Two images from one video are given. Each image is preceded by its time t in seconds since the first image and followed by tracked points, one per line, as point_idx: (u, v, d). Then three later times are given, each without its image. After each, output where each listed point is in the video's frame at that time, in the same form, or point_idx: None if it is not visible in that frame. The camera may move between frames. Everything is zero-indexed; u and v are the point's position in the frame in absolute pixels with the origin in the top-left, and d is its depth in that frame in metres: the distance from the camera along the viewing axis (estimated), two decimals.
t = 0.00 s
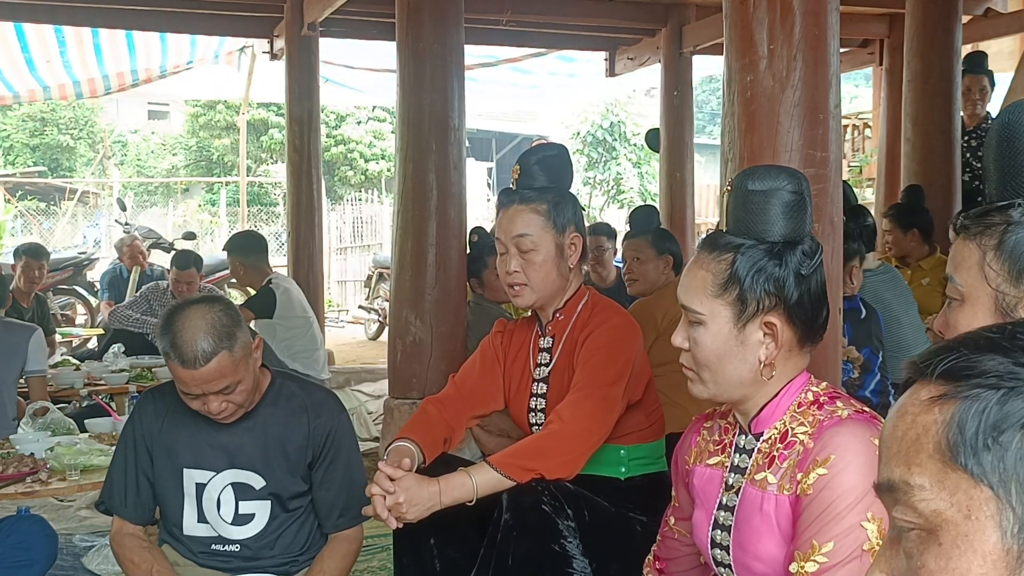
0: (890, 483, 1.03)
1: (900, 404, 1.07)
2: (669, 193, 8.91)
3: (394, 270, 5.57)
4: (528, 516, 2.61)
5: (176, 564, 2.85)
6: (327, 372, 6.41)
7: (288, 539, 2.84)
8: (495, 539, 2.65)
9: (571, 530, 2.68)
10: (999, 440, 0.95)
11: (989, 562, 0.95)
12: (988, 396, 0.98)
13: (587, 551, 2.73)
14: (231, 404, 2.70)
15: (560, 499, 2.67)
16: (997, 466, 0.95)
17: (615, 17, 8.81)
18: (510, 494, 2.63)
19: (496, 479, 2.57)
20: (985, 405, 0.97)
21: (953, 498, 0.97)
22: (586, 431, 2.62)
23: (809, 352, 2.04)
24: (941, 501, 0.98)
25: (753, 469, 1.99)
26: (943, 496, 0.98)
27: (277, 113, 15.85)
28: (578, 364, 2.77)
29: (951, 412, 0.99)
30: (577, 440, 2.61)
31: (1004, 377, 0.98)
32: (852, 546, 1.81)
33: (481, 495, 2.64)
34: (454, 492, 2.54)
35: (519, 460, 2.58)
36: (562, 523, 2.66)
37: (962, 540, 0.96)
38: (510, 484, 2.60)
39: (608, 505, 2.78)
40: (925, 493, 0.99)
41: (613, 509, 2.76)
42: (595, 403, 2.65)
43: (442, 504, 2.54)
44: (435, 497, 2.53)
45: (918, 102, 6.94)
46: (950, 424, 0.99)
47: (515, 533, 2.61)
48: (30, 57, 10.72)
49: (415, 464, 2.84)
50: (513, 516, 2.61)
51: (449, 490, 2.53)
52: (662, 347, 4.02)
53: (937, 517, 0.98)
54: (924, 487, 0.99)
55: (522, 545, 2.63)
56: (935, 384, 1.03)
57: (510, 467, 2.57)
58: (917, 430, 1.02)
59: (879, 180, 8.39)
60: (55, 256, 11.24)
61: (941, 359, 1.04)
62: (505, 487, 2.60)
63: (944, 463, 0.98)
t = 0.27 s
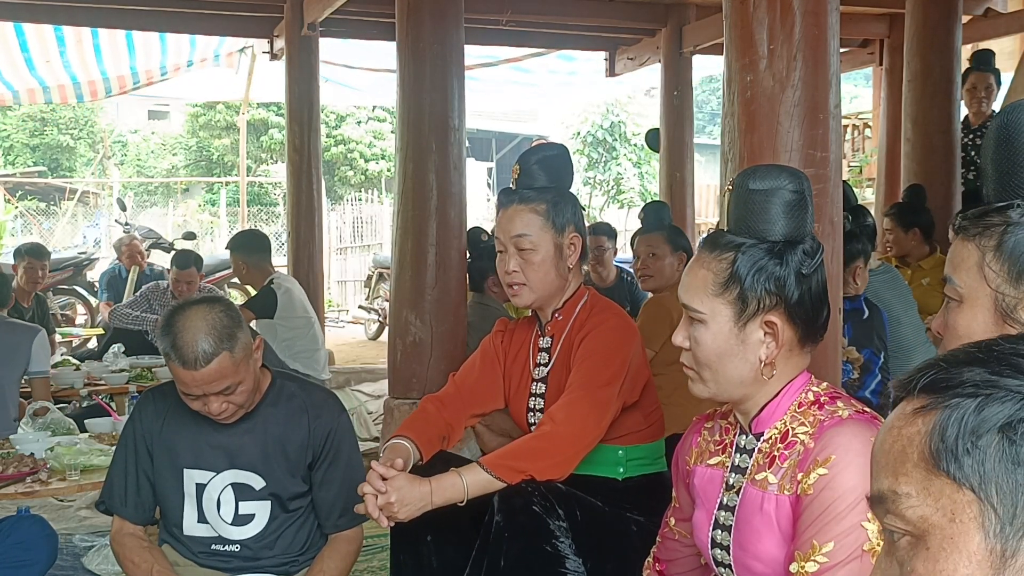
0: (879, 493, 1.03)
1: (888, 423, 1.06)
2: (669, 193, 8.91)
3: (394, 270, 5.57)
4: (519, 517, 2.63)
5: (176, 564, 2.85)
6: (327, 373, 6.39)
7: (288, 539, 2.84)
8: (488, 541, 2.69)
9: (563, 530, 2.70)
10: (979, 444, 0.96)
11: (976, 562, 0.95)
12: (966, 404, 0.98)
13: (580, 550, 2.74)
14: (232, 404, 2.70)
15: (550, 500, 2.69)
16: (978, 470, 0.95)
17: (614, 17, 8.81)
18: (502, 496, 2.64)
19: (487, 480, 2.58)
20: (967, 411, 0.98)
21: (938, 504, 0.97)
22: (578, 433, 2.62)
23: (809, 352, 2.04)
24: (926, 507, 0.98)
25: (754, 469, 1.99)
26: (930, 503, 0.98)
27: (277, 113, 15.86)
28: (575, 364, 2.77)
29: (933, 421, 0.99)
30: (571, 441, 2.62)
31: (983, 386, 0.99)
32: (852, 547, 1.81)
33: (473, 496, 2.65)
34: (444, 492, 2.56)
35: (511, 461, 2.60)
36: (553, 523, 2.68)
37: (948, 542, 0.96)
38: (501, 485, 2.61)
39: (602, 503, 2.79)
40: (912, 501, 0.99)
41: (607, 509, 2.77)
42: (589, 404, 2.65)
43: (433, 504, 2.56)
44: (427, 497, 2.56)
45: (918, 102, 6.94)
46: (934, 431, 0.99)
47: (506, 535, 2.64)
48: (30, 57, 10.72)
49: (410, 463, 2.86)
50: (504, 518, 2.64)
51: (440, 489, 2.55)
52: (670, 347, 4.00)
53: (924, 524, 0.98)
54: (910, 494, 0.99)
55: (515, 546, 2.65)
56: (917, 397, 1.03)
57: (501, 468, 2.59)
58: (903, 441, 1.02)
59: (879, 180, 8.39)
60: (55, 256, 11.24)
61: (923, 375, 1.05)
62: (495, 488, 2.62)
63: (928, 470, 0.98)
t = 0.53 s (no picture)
0: (889, 497, 1.03)
1: (899, 424, 1.06)
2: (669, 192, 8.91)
3: (394, 270, 5.57)
4: (511, 518, 2.62)
5: (176, 564, 2.85)
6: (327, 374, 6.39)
7: (288, 539, 2.84)
8: (482, 541, 2.68)
9: (556, 530, 2.69)
10: (989, 446, 0.96)
11: (986, 567, 0.94)
12: (975, 405, 0.99)
13: (574, 550, 2.73)
14: (231, 405, 2.70)
15: (542, 501, 2.68)
16: (987, 471, 0.95)
17: (614, 17, 8.81)
18: (493, 498, 2.64)
19: (478, 481, 2.60)
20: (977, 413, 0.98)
21: (948, 506, 0.97)
22: (572, 434, 2.63)
23: (810, 351, 2.04)
24: (936, 510, 0.98)
25: (754, 469, 2.00)
26: (939, 506, 0.98)
27: (277, 113, 15.87)
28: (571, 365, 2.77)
29: (941, 423, 1.00)
30: (565, 443, 2.63)
31: (991, 388, 1.00)
32: (853, 547, 1.81)
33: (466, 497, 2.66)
34: (437, 493, 2.57)
35: (503, 463, 2.61)
36: (546, 524, 2.67)
37: (959, 545, 0.96)
38: (492, 486, 2.62)
39: (596, 503, 2.78)
40: (922, 504, 0.99)
41: (602, 509, 2.76)
42: (583, 407, 2.65)
43: (426, 505, 2.57)
44: (419, 497, 2.56)
45: (918, 102, 6.94)
46: (944, 434, 0.99)
47: (499, 536, 2.63)
48: (31, 57, 10.72)
49: (405, 463, 2.86)
50: (496, 520, 2.63)
51: (432, 490, 2.56)
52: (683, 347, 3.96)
53: (933, 526, 0.98)
54: (920, 497, 0.99)
55: (508, 548, 2.63)
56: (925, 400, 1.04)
57: (492, 470, 2.61)
58: (914, 443, 1.02)
59: (879, 180, 8.39)
60: (54, 256, 11.24)
61: (931, 377, 1.06)
62: (487, 490, 2.63)
63: (938, 473, 0.98)
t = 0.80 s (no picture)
0: (900, 497, 1.03)
1: (910, 420, 1.07)
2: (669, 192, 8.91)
3: (394, 270, 5.57)
4: (508, 518, 2.62)
5: (177, 564, 2.85)
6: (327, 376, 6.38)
7: (288, 539, 2.84)
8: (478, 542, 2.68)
9: (552, 531, 2.68)
10: (1001, 447, 0.96)
11: (999, 569, 0.95)
12: (987, 405, 0.99)
13: (570, 551, 2.72)
14: (231, 404, 2.70)
15: (538, 502, 2.67)
16: (1000, 473, 0.95)
17: (614, 17, 8.81)
18: (490, 498, 2.64)
19: (475, 481, 2.60)
20: (989, 413, 0.98)
21: (960, 508, 0.98)
22: (568, 436, 2.63)
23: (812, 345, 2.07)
24: (946, 511, 0.98)
25: (758, 464, 2.00)
26: (951, 508, 0.98)
27: (277, 113, 15.87)
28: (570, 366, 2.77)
29: (952, 423, 1.00)
30: (562, 444, 2.63)
31: (1003, 387, 1.00)
32: (857, 549, 1.80)
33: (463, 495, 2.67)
34: (434, 489, 2.58)
35: (500, 463, 2.61)
36: (541, 524, 2.66)
37: (971, 548, 0.96)
38: (488, 486, 2.63)
39: (592, 504, 2.78)
40: (933, 504, 0.99)
41: (599, 509, 2.75)
42: (580, 409, 2.66)
43: (423, 501, 2.58)
44: (416, 493, 2.57)
45: (918, 102, 6.94)
46: (954, 434, 1.00)
47: (496, 536, 2.63)
48: (31, 57, 10.72)
49: (402, 460, 2.86)
50: (493, 520, 2.63)
51: (429, 486, 2.58)
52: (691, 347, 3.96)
53: (944, 528, 0.99)
54: (931, 499, 1.00)
55: (504, 548, 2.63)
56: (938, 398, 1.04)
57: (488, 469, 2.61)
58: (924, 443, 1.02)
59: (879, 180, 8.39)
60: (54, 256, 11.23)
61: (942, 375, 1.06)
62: (482, 490, 2.64)
63: (949, 475, 0.99)
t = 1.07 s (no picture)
0: (907, 494, 1.05)
1: (916, 418, 1.09)
2: (669, 193, 8.91)
3: (394, 270, 5.57)
4: (513, 515, 2.59)
5: (177, 564, 2.86)
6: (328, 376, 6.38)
7: (288, 539, 2.84)
8: (483, 540, 2.64)
9: (558, 530, 2.65)
10: (1012, 443, 0.98)
11: (1009, 565, 0.97)
12: (998, 402, 1.02)
13: (574, 550, 2.70)
14: (231, 404, 2.70)
15: (544, 501, 2.64)
16: (1010, 469, 0.98)
17: (614, 17, 8.81)
18: (496, 496, 2.61)
19: (481, 478, 2.61)
20: (1000, 410, 1.01)
21: (969, 504, 1.00)
22: (575, 436, 2.63)
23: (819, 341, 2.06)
24: (955, 506, 1.01)
25: (761, 460, 2.00)
26: (960, 503, 1.00)
27: (277, 113, 15.87)
28: (572, 366, 2.78)
29: (962, 419, 1.03)
30: (568, 445, 2.63)
31: (1013, 385, 1.03)
32: (860, 550, 1.80)
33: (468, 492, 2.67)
34: (440, 485, 2.59)
35: (507, 461, 2.61)
36: (547, 523, 2.63)
37: (980, 545, 0.98)
38: (494, 484, 2.63)
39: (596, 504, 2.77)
40: (942, 500, 1.02)
41: (602, 510, 2.75)
42: (585, 410, 2.66)
43: (428, 496, 2.60)
44: (423, 487, 2.58)
45: (918, 102, 6.94)
46: (965, 431, 1.02)
47: (501, 534, 2.59)
48: (32, 59, 10.73)
49: (405, 458, 2.87)
50: (498, 518, 2.60)
51: (435, 481, 2.58)
52: (681, 346, 3.96)
53: (954, 524, 1.01)
54: (940, 495, 1.02)
55: (510, 546, 2.60)
56: (946, 397, 1.06)
57: (495, 467, 2.61)
58: (932, 440, 1.05)
59: (879, 180, 8.40)
60: (54, 256, 11.22)
61: (950, 373, 1.09)
62: (488, 487, 2.64)
63: (959, 471, 1.01)
